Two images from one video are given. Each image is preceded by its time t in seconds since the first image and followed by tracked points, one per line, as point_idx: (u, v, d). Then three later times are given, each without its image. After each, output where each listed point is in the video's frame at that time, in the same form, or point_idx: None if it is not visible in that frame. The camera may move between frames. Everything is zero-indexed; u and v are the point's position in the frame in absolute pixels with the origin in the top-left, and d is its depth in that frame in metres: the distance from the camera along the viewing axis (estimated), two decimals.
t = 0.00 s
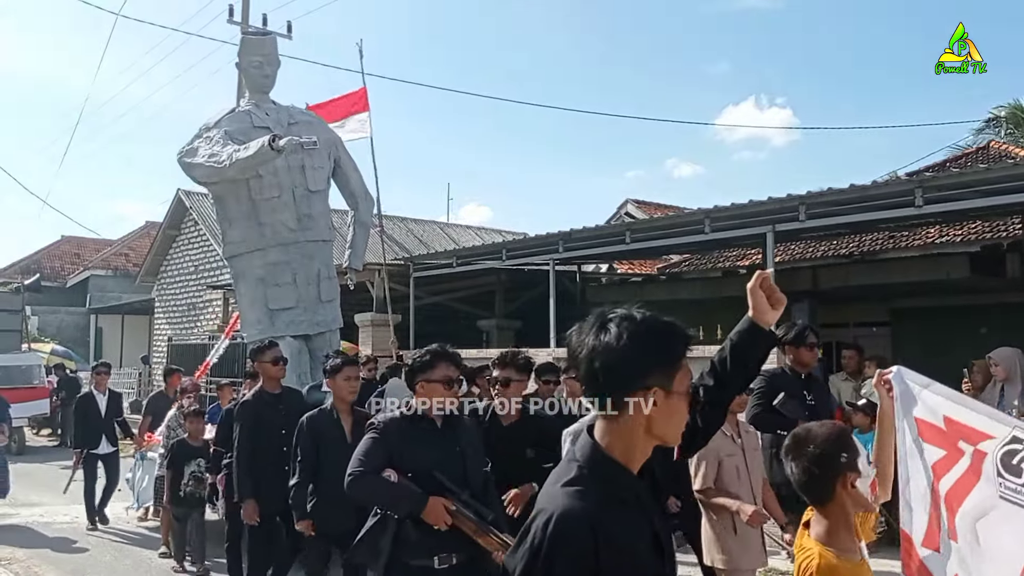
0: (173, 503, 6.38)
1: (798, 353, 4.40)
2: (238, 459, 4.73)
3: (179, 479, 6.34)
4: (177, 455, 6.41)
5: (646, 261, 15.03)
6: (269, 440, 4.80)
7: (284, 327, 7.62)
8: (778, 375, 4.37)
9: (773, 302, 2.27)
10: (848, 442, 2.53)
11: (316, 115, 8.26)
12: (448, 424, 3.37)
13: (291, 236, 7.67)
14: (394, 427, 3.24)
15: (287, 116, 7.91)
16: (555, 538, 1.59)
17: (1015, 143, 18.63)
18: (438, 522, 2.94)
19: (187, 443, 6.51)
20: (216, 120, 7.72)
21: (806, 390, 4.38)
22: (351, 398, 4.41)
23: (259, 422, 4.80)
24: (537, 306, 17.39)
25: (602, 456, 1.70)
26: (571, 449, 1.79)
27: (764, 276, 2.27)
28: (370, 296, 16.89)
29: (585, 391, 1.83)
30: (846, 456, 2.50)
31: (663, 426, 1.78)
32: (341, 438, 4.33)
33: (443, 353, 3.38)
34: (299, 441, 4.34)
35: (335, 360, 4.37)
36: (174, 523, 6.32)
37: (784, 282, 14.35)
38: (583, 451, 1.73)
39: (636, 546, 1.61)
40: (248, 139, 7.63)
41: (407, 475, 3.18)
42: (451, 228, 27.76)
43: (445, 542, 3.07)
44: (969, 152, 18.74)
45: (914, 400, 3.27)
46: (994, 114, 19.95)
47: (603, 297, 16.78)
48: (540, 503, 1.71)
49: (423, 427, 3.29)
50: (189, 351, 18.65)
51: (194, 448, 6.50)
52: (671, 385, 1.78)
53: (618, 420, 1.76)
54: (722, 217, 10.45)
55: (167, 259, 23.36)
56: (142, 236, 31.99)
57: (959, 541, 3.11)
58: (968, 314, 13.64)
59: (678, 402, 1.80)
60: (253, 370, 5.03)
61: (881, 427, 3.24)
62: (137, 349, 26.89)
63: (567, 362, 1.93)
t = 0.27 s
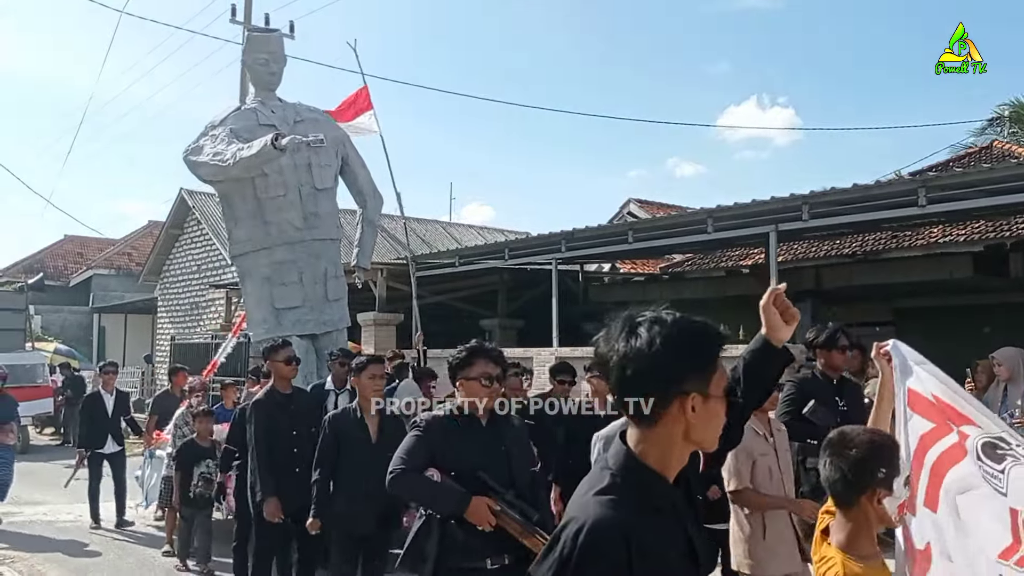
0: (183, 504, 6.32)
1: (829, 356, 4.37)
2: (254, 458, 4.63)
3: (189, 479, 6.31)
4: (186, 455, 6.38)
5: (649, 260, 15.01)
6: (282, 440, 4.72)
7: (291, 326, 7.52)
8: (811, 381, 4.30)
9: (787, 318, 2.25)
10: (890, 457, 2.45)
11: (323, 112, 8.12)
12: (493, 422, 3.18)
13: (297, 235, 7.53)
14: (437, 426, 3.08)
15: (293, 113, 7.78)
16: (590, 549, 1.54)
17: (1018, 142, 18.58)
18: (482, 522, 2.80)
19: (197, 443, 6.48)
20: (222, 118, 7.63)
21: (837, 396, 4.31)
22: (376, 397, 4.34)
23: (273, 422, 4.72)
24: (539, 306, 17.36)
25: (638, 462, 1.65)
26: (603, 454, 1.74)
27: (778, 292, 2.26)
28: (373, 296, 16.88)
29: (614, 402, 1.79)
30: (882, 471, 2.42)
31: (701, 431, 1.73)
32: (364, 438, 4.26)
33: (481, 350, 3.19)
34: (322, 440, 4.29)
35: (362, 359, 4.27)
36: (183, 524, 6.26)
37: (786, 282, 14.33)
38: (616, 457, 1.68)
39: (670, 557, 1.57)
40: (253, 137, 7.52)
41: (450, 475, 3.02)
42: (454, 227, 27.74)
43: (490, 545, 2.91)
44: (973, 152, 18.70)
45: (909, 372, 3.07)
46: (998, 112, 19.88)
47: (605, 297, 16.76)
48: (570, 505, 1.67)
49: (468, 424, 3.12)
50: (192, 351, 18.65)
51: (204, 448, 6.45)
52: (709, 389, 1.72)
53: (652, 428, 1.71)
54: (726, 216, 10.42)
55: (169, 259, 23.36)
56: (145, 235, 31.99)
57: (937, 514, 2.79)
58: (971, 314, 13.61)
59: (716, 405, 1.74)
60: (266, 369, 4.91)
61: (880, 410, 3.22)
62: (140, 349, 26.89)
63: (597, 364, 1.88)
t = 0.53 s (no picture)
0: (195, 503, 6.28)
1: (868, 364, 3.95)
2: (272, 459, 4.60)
3: (202, 478, 6.23)
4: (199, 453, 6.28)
5: (654, 260, 14.99)
6: (301, 443, 4.69)
7: (299, 325, 7.19)
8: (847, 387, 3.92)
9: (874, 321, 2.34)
10: (919, 453, 2.43)
11: (335, 109, 7.84)
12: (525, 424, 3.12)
13: (309, 234, 7.24)
14: (467, 430, 3.02)
15: (305, 110, 7.50)
16: (656, 566, 1.47)
17: None
18: (516, 528, 2.68)
19: (209, 441, 6.39)
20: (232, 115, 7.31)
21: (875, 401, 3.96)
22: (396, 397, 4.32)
23: (291, 424, 4.69)
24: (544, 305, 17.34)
25: (694, 476, 1.61)
26: (660, 469, 1.70)
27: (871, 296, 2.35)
28: (378, 295, 16.88)
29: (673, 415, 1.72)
30: (916, 472, 2.39)
31: (760, 443, 1.67)
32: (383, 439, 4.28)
33: (507, 348, 3.11)
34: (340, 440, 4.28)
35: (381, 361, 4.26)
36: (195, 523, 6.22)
37: (791, 281, 14.29)
38: (671, 473, 1.65)
39: None
40: (264, 135, 7.20)
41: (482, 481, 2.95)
42: (459, 226, 27.74)
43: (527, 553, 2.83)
44: (979, 151, 18.64)
45: (941, 359, 2.74)
46: (1004, 111, 19.82)
47: (610, 296, 16.74)
48: (626, 521, 1.63)
49: (499, 427, 3.05)
50: (198, 349, 18.68)
51: (217, 447, 6.41)
52: (766, 397, 1.66)
53: (711, 438, 1.66)
54: (732, 215, 10.38)
55: (175, 258, 23.39)
56: (151, 234, 32.06)
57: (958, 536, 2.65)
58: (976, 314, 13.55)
59: (775, 413, 1.68)
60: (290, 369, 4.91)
61: (919, 410, 3.05)
62: (146, 347, 26.91)
63: (646, 379, 1.85)
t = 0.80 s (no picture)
0: (205, 500, 6.14)
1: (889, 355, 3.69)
2: (283, 450, 4.49)
3: (212, 476, 6.08)
4: (211, 451, 6.10)
5: (658, 260, 14.98)
6: (323, 439, 4.51)
7: (309, 325, 6.65)
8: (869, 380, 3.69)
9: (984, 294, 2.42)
10: (971, 455, 2.40)
11: (348, 107, 7.26)
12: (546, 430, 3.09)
13: (320, 232, 6.69)
14: (487, 439, 2.96)
15: (317, 106, 6.93)
16: None
17: None
18: (547, 544, 2.65)
19: (220, 439, 6.22)
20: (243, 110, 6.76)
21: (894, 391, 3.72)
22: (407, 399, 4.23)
23: (312, 419, 4.52)
24: (548, 305, 17.32)
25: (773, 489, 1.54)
26: (735, 479, 1.64)
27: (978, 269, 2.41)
28: (381, 294, 16.87)
29: (751, 420, 1.63)
30: (963, 470, 2.37)
31: (844, 451, 1.59)
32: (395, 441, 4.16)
33: (525, 353, 3.11)
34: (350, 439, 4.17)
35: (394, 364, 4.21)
36: (204, 521, 6.06)
37: (796, 281, 14.24)
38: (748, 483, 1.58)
39: None
40: (275, 132, 6.65)
41: (507, 493, 2.89)
42: (463, 225, 27.75)
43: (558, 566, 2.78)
44: (984, 151, 18.59)
45: (1001, 360, 2.78)
46: (1010, 111, 19.74)
47: (614, 296, 16.71)
48: (704, 540, 1.57)
49: (520, 435, 3.00)
50: (202, 348, 18.71)
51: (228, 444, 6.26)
52: (850, 403, 1.58)
53: (791, 446, 1.57)
54: (737, 215, 10.32)
55: (179, 256, 23.40)
56: (156, 233, 32.15)
57: None
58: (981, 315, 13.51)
59: (859, 422, 1.60)
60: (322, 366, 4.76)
61: (974, 408, 2.95)
62: (150, 345, 26.97)
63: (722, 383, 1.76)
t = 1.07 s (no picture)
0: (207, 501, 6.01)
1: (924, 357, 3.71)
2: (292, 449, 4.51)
3: (214, 477, 5.96)
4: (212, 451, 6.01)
5: (659, 260, 14.96)
6: (330, 438, 4.50)
7: (316, 323, 6.46)
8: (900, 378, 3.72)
9: None
10: None
11: (358, 103, 7.04)
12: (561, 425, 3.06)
13: (328, 230, 6.50)
14: (503, 433, 2.93)
15: (325, 102, 6.70)
16: None
17: None
18: (567, 545, 2.65)
19: (221, 439, 6.12)
20: (253, 107, 6.60)
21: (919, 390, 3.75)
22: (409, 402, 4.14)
23: (320, 418, 4.51)
24: (548, 304, 17.30)
25: (853, 498, 1.51)
26: (813, 479, 1.62)
27: None
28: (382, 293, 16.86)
29: (823, 428, 1.59)
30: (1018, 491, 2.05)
31: (927, 458, 1.53)
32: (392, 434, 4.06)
33: (540, 345, 3.06)
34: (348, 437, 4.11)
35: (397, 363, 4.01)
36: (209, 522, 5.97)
37: (797, 282, 14.20)
38: (825, 489, 1.55)
39: None
40: (285, 129, 6.47)
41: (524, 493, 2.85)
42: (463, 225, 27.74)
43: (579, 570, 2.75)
44: (985, 152, 18.58)
45: None
46: (1012, 111, 19.71)
47: (614, 296, 16.69)
48: (777, 553, 1.55)
49: (535, 431, 2.97)
50: (201, 346, 18.69)
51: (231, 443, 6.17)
52: (933, 406, 1.52)
53: (874, 452, 1.52)
54: (737, 215, 10.28)
55: (179, 255, 23.36)
56: (156, 231, 32.14)
57: None
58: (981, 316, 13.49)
59: (941, 424, 1.54)
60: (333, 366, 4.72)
61: None
62: (150, 344, 26.94)
63: (787, 382, 1.70)
